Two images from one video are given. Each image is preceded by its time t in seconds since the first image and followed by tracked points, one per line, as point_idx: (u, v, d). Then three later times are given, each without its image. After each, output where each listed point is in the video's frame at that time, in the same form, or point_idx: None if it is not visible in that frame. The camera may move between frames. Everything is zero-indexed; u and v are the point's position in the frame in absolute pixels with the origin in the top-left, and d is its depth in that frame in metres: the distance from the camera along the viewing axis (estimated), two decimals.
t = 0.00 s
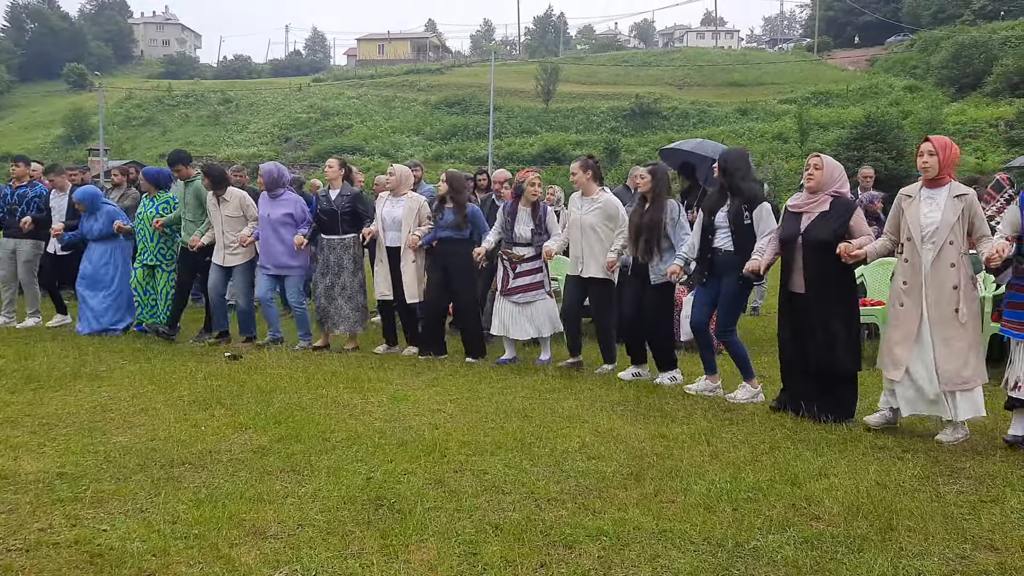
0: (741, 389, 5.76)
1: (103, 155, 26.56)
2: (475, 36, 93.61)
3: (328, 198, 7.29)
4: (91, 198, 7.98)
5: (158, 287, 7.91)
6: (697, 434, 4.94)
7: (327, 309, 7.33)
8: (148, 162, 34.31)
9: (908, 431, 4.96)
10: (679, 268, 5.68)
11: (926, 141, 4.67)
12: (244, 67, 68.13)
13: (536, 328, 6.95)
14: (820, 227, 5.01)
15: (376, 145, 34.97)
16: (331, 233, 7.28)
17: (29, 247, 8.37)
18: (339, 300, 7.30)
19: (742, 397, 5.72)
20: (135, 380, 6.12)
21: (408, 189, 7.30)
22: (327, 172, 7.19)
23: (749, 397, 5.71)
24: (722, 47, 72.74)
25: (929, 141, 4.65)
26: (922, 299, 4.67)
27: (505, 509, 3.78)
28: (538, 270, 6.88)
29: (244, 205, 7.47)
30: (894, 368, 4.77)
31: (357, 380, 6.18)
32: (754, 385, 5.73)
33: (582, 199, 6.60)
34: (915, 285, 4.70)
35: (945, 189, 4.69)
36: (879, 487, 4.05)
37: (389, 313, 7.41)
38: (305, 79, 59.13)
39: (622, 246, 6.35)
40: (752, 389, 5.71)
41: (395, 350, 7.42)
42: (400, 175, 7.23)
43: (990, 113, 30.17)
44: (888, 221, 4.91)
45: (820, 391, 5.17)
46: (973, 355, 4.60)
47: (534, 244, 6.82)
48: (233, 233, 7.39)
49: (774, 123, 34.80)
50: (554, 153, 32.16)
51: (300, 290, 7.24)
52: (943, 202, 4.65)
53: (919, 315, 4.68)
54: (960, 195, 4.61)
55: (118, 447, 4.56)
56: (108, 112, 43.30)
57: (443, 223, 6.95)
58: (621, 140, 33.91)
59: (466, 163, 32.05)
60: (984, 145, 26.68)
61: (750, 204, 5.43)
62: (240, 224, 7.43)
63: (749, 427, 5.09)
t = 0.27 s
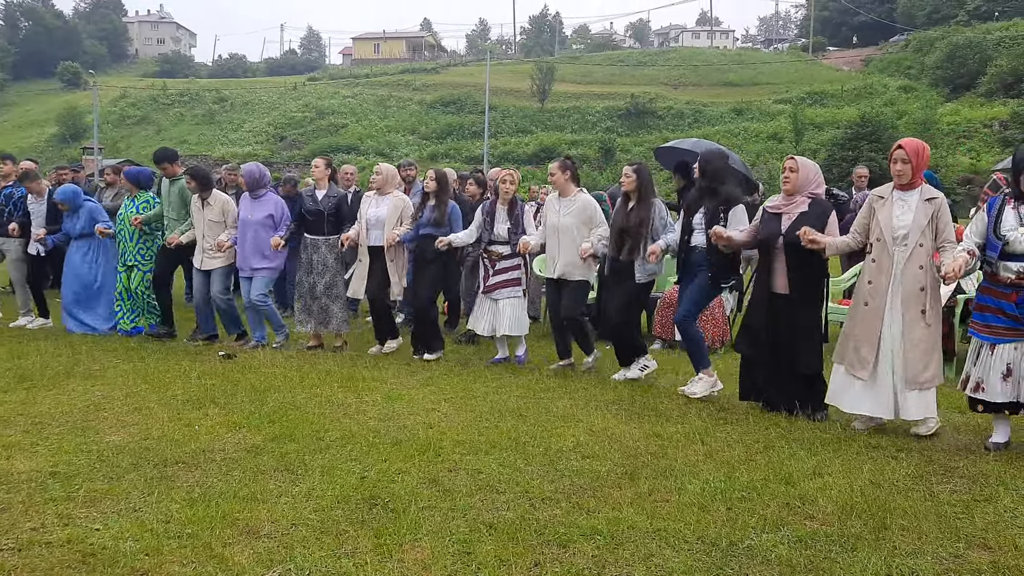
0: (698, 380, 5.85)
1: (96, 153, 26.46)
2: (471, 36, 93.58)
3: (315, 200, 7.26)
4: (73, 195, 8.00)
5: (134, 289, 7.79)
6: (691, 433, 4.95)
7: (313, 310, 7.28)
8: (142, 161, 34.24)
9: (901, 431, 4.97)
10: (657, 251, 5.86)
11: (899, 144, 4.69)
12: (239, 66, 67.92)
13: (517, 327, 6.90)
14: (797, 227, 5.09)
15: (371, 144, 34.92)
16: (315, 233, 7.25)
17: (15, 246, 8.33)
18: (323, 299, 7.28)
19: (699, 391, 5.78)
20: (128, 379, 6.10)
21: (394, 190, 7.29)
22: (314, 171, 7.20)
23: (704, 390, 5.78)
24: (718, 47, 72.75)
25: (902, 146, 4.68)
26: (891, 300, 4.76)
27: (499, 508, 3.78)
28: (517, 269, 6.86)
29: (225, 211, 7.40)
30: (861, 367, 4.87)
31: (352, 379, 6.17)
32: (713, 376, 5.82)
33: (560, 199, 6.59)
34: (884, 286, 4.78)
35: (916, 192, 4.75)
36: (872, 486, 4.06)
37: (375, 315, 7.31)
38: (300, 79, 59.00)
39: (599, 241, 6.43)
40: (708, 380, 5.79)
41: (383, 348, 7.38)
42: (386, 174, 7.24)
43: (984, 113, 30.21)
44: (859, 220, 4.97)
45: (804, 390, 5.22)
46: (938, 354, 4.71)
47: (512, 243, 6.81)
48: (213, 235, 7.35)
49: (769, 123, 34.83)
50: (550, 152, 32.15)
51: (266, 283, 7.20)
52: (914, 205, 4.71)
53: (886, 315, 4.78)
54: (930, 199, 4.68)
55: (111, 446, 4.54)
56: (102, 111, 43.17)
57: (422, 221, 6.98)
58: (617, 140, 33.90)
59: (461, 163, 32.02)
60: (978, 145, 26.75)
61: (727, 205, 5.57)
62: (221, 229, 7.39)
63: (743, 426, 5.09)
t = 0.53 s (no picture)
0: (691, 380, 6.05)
1: (94, 152, 26.42)
2: (468, 35, 93.55)
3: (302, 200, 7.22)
4: (61, 195, 7.96)
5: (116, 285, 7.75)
6: (689, 432, 4.94)
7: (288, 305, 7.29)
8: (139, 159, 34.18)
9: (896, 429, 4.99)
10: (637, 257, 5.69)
11: (880, 145, 4.70)
12: (235, 64, 67.79)
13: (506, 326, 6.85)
14: (769, 217, 5.15)
15: (368, 143, 34.89)
16: (304, 233, 7.28)
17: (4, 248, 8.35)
18: (309, 298, 7.27)
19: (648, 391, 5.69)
20: (125, 378, 6.09)
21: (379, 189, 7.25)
22: (302, 169, 7.14)
23: (694, 388, 5.99)
24: (715, 46, 72.77)
25: (886, 142, 4.68)
26: (872, 296, 4.78)
27: (496, 507, 3.78)
28: (499, 269, 6.82)
29: (213, 206, 7.50)
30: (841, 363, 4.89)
31: (348, 378, 6.17)
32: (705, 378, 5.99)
33: (540, 197, 6.61)
34: (866, 283, 4.80)
35: (898, 189, 4.76)
36: (869, 485, 4.06)
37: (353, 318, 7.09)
38: (297, 77, 58.91)
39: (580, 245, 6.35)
40: (700, 382, 5.98)
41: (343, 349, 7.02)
42: (372, 173, 7.22)
43: (981, 112, 30.24)
44: (842, 218, 4.99)
45: (769, 371, 5.25)
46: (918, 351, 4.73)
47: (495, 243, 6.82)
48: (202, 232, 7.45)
49: (766, 122, 34.83)
50: (547, 151, 32.13)
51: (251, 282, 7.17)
52: (896, 202, 4.73)
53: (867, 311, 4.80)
54: (912, 196, 4.71)
55: (107, 446, 4.53)
56: (99, 110, 43.09)
57: (413, 225, 7.07)
58: (614, 139, 33.91)
59: (458, 162, 32.00)
60: (975, 144, 26.80)
61: (710, 202, 5.47)
62: (209, 224, 7.51)
63: (740, 425, 5.09)
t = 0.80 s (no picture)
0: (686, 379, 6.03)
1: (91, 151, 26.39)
2: (466, 33, 93.55)
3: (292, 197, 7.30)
4: (51, 199, 8.10)
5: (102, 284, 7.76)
6: (687, 432, 4.94)
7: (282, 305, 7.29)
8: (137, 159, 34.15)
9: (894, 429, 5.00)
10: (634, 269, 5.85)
11: (860, 145, 4.68)
12: (233, 64, 67.79)
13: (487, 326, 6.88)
14: (762, 216, 5.17)
15: (366, 143, 34.89)
16: (298, 231, 7.28)
17: None
18: (298, 296, 7.27)
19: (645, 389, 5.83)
20: (123, 378, 6.07)
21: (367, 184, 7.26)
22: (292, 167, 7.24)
23: (691, 387, 5.98)
24: (713, 45, 72.90)
25: (867, 140, 4.68)
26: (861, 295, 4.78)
27: (494, 507, 3.79)
28: (482, 266, 6.83)
29: (203, 204, 7.46)
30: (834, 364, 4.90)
31: (346, 377, 6.18)
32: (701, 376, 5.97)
33: (526, 195, 6.62)
34: (854, 282, 4.81)
35: (882, 187, 4.77)
36: (867, 484, 4.07)
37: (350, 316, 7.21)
38: (295, 77, 58.88)
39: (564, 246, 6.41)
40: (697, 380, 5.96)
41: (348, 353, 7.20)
42: (361, 169, 7.23)
43: (978, 111, 30.28)
44: (829, 218, 5.02)
45: (760, 372, 5.28)
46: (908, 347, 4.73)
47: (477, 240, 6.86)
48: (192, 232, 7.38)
49: (764, 121, 34.86)
50: (545, 150, 32.14)
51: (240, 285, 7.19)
52: (880, 200, 4.73)
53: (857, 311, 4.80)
54: (896, 193, 4.71)
55: (106, 446, 4.53)
56: (97, 109, 43.05)
57: (396, 222, 7.01)
58: (612, 138, 33.93)
59: (456, 161, 31.99)
60: (972, 143, 26.85)
61: (698, 198, 5.60)
62: (201, 222, 7.46)
63: (737, 425, 5.10)
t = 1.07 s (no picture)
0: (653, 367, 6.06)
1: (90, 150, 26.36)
2: (464, 32, 93.54)
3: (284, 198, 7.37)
4: (47, 195, 8.10)
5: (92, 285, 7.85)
6: (686, 430, 4.94)
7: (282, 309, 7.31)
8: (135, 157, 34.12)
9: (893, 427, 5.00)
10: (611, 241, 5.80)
11: (844, 148, 4.68)
12: (232, 62, 67.74)
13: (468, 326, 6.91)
14: (751, 220, 5.16)
15: (365, 141, 34.88)
16: (288, 233, 7.30)
17: None
18: (289, 297, 7.27)
19: (643, 391, 5.81)
20: (122, 377, 6.07)
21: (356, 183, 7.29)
22: (285, 166, 7.27)
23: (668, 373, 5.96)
24: (711, 44, 72.91)
25: (852, 141, 4.69)
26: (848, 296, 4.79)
27: (493, 505, 3.78)
28: (459, 265, 6.85)
29: (191, 206, 7.48)
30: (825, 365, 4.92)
31: (345, 376, 6.17)
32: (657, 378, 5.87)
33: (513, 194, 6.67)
34: (842, 284, 4.82)
35: (869, 188, 4.77)
36: (866, 483, 4.06)
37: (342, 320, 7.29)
38: (294, 75, 58.84)
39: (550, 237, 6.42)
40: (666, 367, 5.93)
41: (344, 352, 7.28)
42: (350, 167, 7.24)
43: (977, 110, 30.29)
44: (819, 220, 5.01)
45: (758, 374, 5.33)
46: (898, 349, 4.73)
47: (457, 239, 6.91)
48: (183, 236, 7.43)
49: (762, 120, 34.88)
50: (543, 149, 32.14)
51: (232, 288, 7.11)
52: (867, 202, 4.74)
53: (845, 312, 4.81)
54: (882, 193, 4.71)
55: (104, 444, 4.53)
56: (95, 108, 43.01)
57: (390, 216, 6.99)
58: (610, 137, 33.93)
59: (455, 159, 31.99)
60: (970, 142, 26.89)
61: (678, 197, 5.56)
62: (189, 226, 7.50)
63: (735, 423, 5.10)
